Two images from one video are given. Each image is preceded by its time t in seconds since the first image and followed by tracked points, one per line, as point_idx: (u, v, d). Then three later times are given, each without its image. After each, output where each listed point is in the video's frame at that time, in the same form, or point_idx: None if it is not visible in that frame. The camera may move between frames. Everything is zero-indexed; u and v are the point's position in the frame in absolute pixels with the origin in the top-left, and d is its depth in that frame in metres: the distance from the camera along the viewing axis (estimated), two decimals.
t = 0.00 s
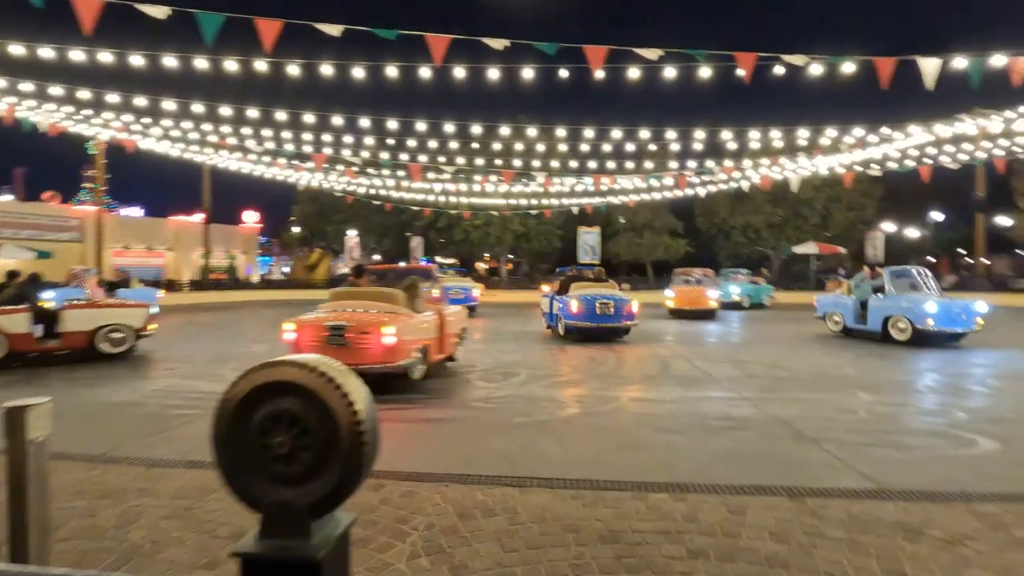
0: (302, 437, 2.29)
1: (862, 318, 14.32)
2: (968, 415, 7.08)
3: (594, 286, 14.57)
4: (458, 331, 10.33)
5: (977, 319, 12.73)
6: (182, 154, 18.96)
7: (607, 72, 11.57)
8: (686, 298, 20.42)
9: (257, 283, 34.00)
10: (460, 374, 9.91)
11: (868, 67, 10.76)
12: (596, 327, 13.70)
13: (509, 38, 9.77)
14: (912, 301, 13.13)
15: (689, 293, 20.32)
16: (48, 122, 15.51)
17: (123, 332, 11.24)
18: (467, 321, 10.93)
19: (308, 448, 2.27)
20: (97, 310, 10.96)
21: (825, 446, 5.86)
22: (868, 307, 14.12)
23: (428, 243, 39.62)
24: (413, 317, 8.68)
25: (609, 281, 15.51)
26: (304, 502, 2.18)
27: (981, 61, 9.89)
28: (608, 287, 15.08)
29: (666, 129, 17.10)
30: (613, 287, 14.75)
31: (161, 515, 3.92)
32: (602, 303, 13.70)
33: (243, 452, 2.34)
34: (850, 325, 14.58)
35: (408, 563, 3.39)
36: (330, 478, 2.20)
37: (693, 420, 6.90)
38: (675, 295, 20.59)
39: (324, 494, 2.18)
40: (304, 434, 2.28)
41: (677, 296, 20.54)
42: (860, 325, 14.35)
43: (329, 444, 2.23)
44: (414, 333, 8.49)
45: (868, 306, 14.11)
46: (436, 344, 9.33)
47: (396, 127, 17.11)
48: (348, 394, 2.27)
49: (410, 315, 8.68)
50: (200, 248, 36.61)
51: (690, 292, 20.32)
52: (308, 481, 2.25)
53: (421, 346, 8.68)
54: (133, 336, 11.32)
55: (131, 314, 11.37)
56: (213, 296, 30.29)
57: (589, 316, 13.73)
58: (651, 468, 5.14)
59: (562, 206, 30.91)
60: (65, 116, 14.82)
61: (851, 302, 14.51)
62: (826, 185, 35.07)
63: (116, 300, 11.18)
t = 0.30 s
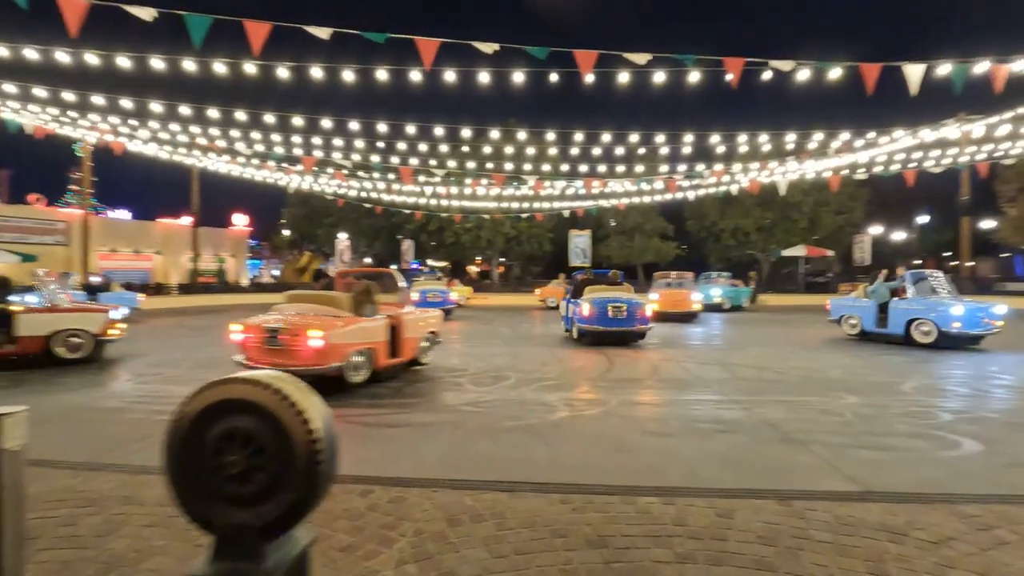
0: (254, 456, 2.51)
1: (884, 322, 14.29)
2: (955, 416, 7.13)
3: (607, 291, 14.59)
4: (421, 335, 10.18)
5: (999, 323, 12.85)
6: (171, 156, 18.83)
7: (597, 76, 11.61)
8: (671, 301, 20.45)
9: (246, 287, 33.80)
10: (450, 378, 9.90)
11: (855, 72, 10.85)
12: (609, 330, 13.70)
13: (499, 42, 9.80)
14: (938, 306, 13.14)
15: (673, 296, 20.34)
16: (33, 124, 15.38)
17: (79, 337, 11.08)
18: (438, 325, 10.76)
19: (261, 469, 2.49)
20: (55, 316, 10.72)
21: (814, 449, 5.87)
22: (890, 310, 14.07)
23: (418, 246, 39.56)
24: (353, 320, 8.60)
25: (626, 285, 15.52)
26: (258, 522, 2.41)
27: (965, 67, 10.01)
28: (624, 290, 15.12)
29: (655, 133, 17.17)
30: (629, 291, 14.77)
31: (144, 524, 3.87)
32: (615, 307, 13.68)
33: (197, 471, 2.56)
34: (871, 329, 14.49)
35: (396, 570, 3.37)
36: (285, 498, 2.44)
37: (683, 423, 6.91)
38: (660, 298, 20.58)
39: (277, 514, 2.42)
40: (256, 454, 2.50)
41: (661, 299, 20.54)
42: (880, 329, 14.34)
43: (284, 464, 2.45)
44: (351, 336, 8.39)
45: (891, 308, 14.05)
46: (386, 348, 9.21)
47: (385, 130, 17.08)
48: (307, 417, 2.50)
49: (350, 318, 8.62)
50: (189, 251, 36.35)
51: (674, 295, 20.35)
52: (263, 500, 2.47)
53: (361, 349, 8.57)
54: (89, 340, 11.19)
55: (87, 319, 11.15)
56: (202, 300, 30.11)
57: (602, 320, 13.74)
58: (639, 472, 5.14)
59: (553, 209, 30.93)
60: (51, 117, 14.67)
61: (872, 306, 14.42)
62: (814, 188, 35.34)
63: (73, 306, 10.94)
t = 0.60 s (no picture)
0: (169, 480, 2.72)
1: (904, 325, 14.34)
2: (943, 418, 7.17)
3: (625, 294, 14.61)
4: (378, 340, 10.18)
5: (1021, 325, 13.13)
6: (161, 159, 18.72)
7: (587, 80, 11.65)
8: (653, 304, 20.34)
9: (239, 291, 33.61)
10: (440, 382, 9.88)
11: (843, 77, 10.91)
12: (625, 334, 13.70)
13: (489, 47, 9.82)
14: (964, 307, 13.20)
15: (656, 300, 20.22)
16: (22, 128, 15.28)
17: (33, 343, 10.81)
18: (407, 331, 10.66)
19: (176, 493, 2.69)
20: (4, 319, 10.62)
21: (801, 452, 5.89)
22: (911, 313, 14.14)
23: (412, 249, 39.47)
24: (283, 323, 8.83)
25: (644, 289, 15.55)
26: (175, 544, 2.64)
27: (950, 72, 10.09)
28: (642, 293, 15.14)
29: (646, 137, 17.23)
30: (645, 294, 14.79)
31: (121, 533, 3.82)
32: (632, 311, 13.68)
33: (117, 491, 2.77)
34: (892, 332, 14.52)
35: None
36: (200, 522, 2.64)
37: (672, 427, 6.92)
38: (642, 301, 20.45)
39: (194, 538, 2.63)
40: (172, 478, 2.70)
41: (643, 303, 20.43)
42: (904, 331, 14.36)
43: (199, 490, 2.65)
44: (275, 340, 8.64)
45: (912, 310, 14.11)
46: (326, 353, 9.34)
47: (377, 133, 17.07)
48: (219, 441, 2.67)
49: (282, 321, 8.88)
50: (180, 255, 36.14)
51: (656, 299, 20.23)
52: (179, 522, 2.69)
53: (290, 352, 8.80)
54: (42, 347, 10.86)
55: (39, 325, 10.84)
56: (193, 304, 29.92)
57: (619, 324, 13.75)
58: (627, 476, 5.14)
59: (546, 213, 30.94)
60: (39, 121, 14.57)
61: (892, 309, 14.47)
62: (804, 192, 35.54)
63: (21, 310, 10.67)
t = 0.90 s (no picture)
0: (102, 510, 2.80)
1: (929, 329, 14.37)
2: (933, 423, 7.21)
3: (648, 298, 14.64)
4: (328, 346, 10.01)
5: None
6: (156, 163, 18.66)
7: (581, 86, 11.69)
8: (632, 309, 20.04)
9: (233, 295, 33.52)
10: (433, 386, 9.89)
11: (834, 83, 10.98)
12: (649, 339, 13.71)
13: (482, 52, 9.84)
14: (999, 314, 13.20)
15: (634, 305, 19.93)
16: (16, 131, 15.22)
17: None
18: (364, 337, 10.35)
19: (110, 522, 2.78)
20: None
21: (792, 458, 5.91)
22: (937, 317, 14.19)
23: (408, 253, 39.45)
24: (216, 326, 9.07)
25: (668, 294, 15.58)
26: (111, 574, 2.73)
27: (941, 79, 10.16)
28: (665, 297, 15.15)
29: (640, 142, 17.29)
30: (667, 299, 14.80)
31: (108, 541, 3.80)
32: (654, 315, 13.72)
33: (50, 520, 2.84)
34: (916, 337, 14.51)
35: None
36: (135, 550, 2.74)
37: (664, 432, 6.94)
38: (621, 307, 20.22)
39: (126, 568, 2.73)
40: (106, 509, 2.78)
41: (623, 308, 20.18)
42: (928, 336, 14.37)
43: (134, 518, 2.75)
44: (204, 342, 8.89)
45: (937, 314, 14.17)
46: (265, 357, 9.35)
47: (372, 138, 17.08)
48: (152, 470, 2.78)
49: (216, 324, 9.15)
50: (175, 258, 36.01)
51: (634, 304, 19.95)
52: (112, 552, 2.77)
53: (222, 356, 9.00)
54: None
55: None
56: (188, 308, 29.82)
57: (641, 328, 13.76)
58: (618, 483, 5.13)
59: (542, 217, 30.98)
60: (32, 124, 14.53)
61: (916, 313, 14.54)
62: (799, 197, 35.73)
63: None
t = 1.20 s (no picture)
0: (39, 530, 2.88)
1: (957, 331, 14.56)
2: (925, 430, 7.23)
3: (675, 304, 14.74)
4: (272, 353, 9.68)
5: None
6: (151, 168, 18.64)
7: (574, 93, 11.74)
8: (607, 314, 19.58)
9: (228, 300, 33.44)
10: (426, 393, 9.87)
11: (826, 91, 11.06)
12: (675, 345, 13.78)
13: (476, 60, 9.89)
14: None
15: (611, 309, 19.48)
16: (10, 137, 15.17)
17: None
18: (311, 344, 9.88)
19: (46, 541, 2.85)
20: None
21: (784, 464, 5.92)
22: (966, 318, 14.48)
23: (404, 258, 39.41)
24: (158, 332, 9.22)
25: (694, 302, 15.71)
26: None
27: (931, 87, 10.25)
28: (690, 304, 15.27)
29: (633, 149, 17.35)
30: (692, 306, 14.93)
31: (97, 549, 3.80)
32: (680, 321, 13.81)
33: None
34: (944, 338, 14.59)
35: None
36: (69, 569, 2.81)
37: (657, 438, 6.95)
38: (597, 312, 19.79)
39: None
40: (43, 529, 2.86)
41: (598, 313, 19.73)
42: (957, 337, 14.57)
43: (69, 536, 2.84)
44: (143, 346, 9.10)
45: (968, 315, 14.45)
46: (204, 363, 9.31)
47: (367, 144, 17.11)
48: (87, 489, 2.90)
49: (160, 330, 9.33)
50: (170, 263, 35.91)
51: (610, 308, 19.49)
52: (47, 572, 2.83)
53: (160, 360, 9.13)
54: None
55: None
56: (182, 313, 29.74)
57: (667, 334, 13.86)
58: (610, 490, 5.12)
59: (538, 223, 31.01)
60: (26, 130, 14.49)
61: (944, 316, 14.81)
62: (793, 203, 35.89)
63: None
